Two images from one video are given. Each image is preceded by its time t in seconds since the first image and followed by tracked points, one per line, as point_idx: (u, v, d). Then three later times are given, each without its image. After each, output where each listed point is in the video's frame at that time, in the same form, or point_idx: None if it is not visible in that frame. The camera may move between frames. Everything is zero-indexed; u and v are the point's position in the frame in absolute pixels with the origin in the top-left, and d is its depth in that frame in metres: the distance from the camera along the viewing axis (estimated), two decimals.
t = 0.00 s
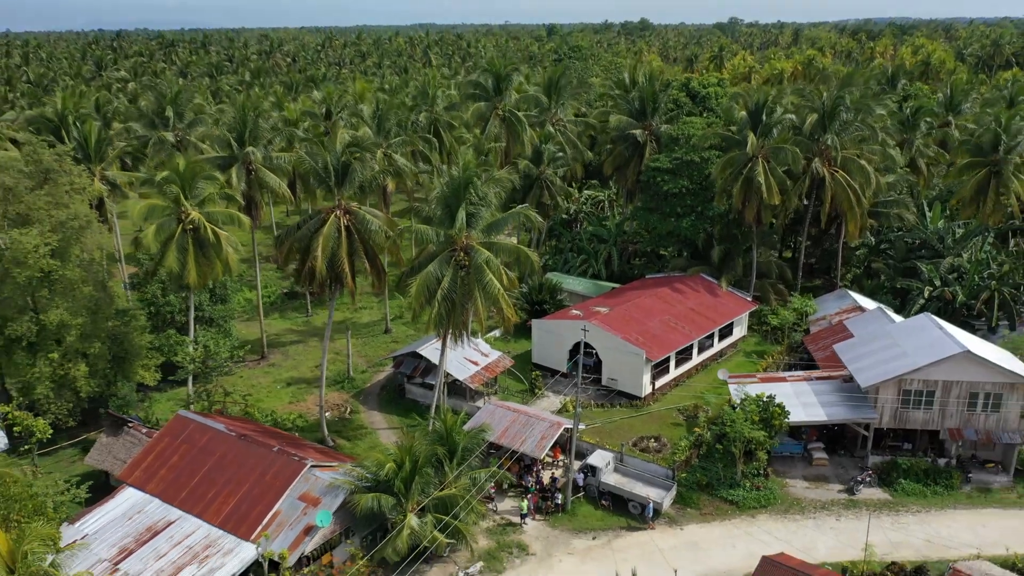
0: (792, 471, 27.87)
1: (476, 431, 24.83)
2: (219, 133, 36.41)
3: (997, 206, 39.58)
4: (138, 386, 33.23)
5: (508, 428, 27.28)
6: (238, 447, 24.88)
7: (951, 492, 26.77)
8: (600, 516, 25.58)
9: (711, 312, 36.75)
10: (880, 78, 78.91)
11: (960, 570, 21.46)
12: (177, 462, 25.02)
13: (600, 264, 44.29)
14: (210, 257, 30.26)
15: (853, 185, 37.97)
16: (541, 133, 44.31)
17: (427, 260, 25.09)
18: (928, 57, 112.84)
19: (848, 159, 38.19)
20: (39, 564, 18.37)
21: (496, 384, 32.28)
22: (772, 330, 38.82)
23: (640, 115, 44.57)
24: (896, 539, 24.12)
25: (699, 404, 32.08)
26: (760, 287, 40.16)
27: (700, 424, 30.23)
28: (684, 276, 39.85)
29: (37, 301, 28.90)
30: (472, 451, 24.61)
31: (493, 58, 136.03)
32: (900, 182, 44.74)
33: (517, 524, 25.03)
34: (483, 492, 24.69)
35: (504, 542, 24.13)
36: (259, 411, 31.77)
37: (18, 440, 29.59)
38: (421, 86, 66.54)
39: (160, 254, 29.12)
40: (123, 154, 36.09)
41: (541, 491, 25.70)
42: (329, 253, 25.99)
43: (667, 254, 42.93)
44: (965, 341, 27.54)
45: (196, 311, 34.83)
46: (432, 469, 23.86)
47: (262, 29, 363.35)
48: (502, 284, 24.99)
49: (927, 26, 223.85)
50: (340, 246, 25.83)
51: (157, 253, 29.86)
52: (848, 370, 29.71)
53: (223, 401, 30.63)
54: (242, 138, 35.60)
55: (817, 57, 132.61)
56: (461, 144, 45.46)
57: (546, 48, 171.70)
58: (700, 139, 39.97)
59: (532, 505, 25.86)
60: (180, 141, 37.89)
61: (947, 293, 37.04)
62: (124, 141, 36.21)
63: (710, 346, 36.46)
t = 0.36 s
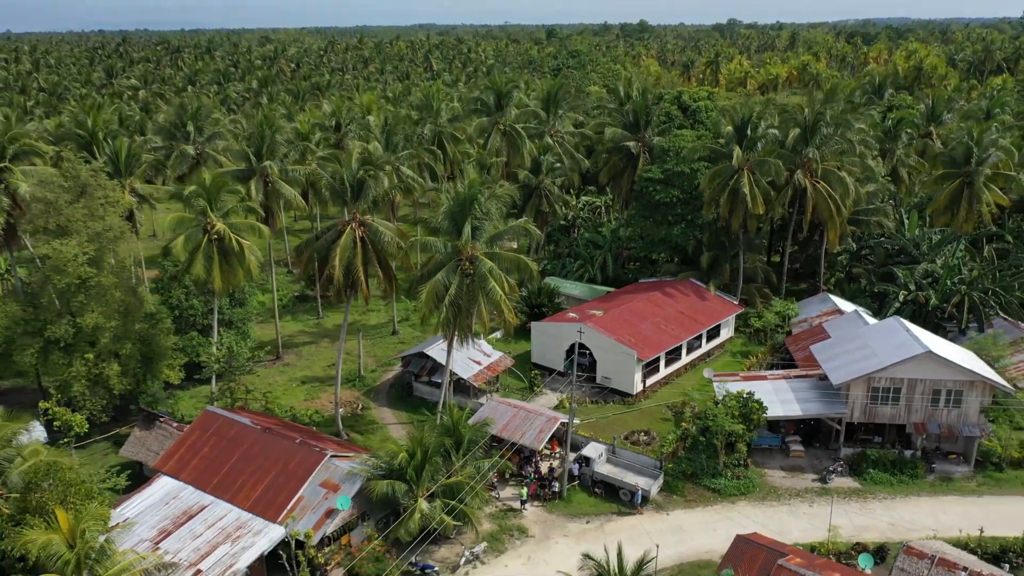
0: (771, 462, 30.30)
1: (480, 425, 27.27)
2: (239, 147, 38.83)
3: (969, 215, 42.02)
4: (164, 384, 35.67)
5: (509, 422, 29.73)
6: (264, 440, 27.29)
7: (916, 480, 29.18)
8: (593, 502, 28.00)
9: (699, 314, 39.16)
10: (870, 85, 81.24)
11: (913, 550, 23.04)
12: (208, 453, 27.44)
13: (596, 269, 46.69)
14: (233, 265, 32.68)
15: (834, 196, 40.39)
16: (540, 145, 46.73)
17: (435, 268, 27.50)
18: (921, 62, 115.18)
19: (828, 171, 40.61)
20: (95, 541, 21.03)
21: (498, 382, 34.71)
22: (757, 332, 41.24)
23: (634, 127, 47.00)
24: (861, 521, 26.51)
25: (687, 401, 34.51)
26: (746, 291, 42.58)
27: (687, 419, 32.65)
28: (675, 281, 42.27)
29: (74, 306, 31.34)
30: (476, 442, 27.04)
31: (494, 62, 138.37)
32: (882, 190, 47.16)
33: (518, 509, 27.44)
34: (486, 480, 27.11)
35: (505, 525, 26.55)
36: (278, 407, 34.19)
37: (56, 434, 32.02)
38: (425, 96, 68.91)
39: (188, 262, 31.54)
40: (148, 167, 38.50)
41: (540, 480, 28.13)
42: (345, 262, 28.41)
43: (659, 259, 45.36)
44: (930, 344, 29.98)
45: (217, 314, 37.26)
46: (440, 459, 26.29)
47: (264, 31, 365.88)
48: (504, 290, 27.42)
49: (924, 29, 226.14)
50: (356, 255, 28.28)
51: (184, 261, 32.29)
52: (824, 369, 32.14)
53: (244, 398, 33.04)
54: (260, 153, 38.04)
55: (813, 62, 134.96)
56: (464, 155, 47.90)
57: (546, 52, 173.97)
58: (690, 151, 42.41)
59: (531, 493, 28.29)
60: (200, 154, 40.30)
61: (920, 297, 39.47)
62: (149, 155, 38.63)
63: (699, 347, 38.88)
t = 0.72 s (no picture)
0: (753, 454, 32.56)
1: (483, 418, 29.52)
2: (254, 157, 41.07)
3: (946, 221, 44.25)
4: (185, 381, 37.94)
5: (510, 417, 32.03)
6: (284, 432, 29.54)
7: (887, 471, 31.41)
8: (588, 490, 30.25)
9: (689, 316, 41.41)
10: (860, 93, 83.58)
11: (877, 531, 25.29)
12: (232, 444, 29.68)
13: (592, 272, 48.94)
14: (251, 270, 34.93)
15: (817, 204, 42.63)
16: (538, 155, 48.98)
17: (442, 274, 29.75)
18: (913, 67, 117.46)
19: (812, 181, 42.85)
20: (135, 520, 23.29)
21: (499, 380, 36.96)
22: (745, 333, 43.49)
23: (629, 137, 49.24)
24: (835, 507, 28.77)
25: (676, 397, 36.76)
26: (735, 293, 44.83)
27: (676, 414, 34.90)
28: (667, 285, 44.51)
29: (103, 308, 33.49)
30: (479, 435, 29.28)
31: (494, 68, 139.88)
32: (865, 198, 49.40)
33: (518, 497, 29.69)
34: (488, 470, 29.35)
35: (507, 511, 28.80)
36: (293, 403, 36.45)
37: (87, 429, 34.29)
38: (428, 104, 71.17)
39: (210, 268, 33.79)
40: (169, 177, 40.78)
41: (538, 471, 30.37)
42: (358, 269, 30.66)
43: (653, 263, 47.61)
44: (902, 346, 32.25)
45: (235, 316, 39.52)
46: (446, 450, 28.53)
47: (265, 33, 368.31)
48: (506, 294, 29.67)
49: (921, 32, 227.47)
50: (368, 262, 30.53)
51: (206, 267, 34.54)
52: (804, 368, 34.39)
53: (262, 395, 35.28)
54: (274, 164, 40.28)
55: (808, 66, 137.21)
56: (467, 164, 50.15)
57: (546, 56, 176.23)
58: (681, 161, 44.64)
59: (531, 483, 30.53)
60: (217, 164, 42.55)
61: (898, 300, 41.71)
62: (170, 166, 40.90)
63: (689, 347, 41.13)
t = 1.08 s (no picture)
0: (736, 445, 35.10)
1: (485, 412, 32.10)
2: (269, 169, 43.61)
3: (923, 227, 46.78)
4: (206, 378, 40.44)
5: (511, 411, 34.62)
6: (302, 424, 32.11)
7: (860, 461, 33.91)
8: (583, 478, 32.83)
9: (679, 318, 43.94)
10: (849, 101, 86.08)
11: (844, 513, 27.86)
12: (254, 436, 32.19)
13: (588, 276, 51.48)
14: (269, 275, 37.48)
15: (801, 211, 45.19)
16: (537, 164, 51.52)
17: (448, 279, 32.30)
18: (905, 73, 119.90)
19: (795, 189, 45.42)
20: (173, 504, 25.92)
21: (501, 378, 39.48)
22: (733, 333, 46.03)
23: (623, 147, 51.80)
24: (809, 493, 31.30)
25: (666, 394, 39.29)
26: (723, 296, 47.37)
27: (664, 409, 37.45)
28: (659, 287, 47.06)
29: (133, 310, 36.06)
30: (482, 427, 31.83)
31: (494, 72, 142.42)
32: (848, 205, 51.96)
33: (518, 485, 32.28)
34: (490, 459, 31.90)
35: (508, 498, 31.33)
36: (308, 399, 38.99)
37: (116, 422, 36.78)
38: (430, 113, 73.67)
39: (232, 273, 36.33)
40: (189, 187, 43.35)
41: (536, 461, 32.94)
42: (370, 274, 33.21)
43: (646, 268, 50.14)
44: (874, 345, 34.83)
45: (251, 317, 41.99)
46: (453, 440, 31.07)
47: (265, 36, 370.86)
48: (506, 298, 32.24)
49: (915, 35, 230.21)
50: (380, 268, 33.12)
51: (228, 272, 37.09)
52: (784, 366, 36.93)
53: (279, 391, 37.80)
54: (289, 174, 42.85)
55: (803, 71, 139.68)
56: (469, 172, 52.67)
57: (545, 59, 178.59)
58: (672, 170, 47.20)
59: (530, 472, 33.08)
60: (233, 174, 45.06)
61: (877, 302, 44.26)
62: (190, 176, 43.45)
63: (679, 347, 43.67)
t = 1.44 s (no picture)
0: (721, 437, 37.71)
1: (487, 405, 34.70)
2: (283, 178, 46.20)
3: (901, 232, 49.38)
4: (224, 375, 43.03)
5: (511, 405, 37.29)
6: (318, 417, 34.71)
7: (836, 452, 36.50)
8: (579, 467, 35.42)
9: (670, 318, 46.54)
10: (837, 107, 88.69)
11: (815, 497, 30.48)
12: (274, 428, 34.78)
13: (584, 278, 54.09)
14: (286, 278, 40.08)
15: (785, 218, 47.79)
16: (536, 172, 54.13)
17: (453, 283, 34.92)
18: (897, 77, 122.43)
19: (780, 197, 48.02)
20: (206, 487, 28.52)
21: (502, 375, 42.07)
22: (721, 333, 48.63)
23: (618, 156, 54.41)
24: (787, 481, 33.89)
25: (657, 389, 41.89)
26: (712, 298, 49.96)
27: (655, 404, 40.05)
28: (651, 290, 49.69)
29: (158, 311, 38.53)
30: (485, 420, 34.43)
31: (494, 76, 144.95)
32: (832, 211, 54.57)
33: (518, 473, 34.88)
34: (492, 449, 34.49)
35: (509, 485, 33.93)
36: (321, 395, 41.59)
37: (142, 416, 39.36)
38: (432, 120, 76.21)
39: (251, 277, 38.92)
40: (208, 195, 45.95)
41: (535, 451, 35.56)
42: (381, 278, 35.82)
43: (640, 271, 52.72)
44: (850, 344, 37.41)
45: (266, 318, 44.57)
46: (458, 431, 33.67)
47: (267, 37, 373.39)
48: (506, 300, 34.84)
49: (910, 37, 232.88)
50: (390, 272, 35.72)
51: (247, 276, 39.70)
52: (767, 363, 39.53)
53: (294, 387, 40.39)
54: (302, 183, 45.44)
55: (796, 74, 142.21)
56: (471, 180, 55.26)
57: (544, 61, 180.97)
58: (664, 178, 49.80)
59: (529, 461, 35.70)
60: (249, 183, 47.65)
61: (857, 303, 46.87)
62: (209, 185, 46.05)
63: (670, 346, 46.26)
